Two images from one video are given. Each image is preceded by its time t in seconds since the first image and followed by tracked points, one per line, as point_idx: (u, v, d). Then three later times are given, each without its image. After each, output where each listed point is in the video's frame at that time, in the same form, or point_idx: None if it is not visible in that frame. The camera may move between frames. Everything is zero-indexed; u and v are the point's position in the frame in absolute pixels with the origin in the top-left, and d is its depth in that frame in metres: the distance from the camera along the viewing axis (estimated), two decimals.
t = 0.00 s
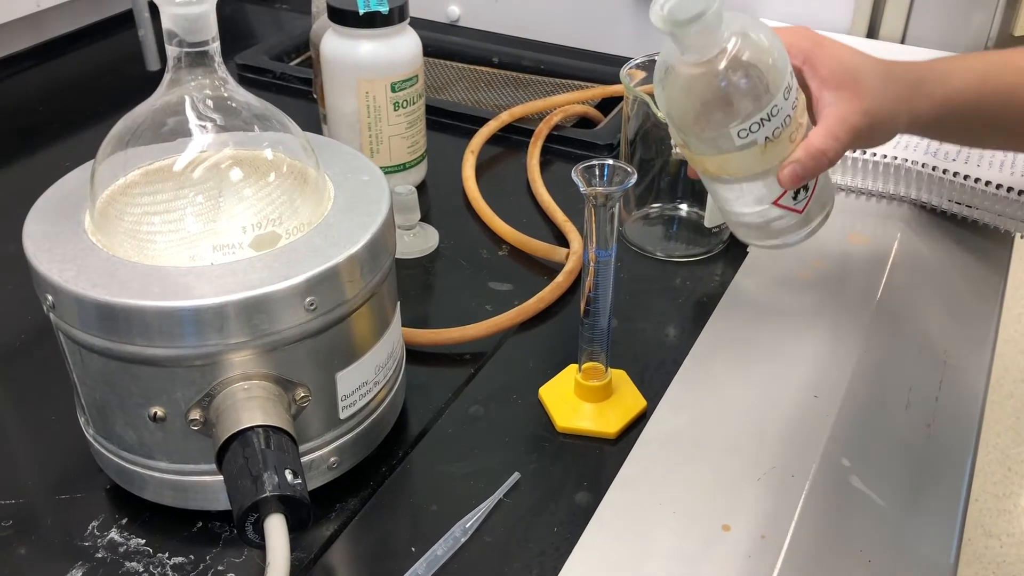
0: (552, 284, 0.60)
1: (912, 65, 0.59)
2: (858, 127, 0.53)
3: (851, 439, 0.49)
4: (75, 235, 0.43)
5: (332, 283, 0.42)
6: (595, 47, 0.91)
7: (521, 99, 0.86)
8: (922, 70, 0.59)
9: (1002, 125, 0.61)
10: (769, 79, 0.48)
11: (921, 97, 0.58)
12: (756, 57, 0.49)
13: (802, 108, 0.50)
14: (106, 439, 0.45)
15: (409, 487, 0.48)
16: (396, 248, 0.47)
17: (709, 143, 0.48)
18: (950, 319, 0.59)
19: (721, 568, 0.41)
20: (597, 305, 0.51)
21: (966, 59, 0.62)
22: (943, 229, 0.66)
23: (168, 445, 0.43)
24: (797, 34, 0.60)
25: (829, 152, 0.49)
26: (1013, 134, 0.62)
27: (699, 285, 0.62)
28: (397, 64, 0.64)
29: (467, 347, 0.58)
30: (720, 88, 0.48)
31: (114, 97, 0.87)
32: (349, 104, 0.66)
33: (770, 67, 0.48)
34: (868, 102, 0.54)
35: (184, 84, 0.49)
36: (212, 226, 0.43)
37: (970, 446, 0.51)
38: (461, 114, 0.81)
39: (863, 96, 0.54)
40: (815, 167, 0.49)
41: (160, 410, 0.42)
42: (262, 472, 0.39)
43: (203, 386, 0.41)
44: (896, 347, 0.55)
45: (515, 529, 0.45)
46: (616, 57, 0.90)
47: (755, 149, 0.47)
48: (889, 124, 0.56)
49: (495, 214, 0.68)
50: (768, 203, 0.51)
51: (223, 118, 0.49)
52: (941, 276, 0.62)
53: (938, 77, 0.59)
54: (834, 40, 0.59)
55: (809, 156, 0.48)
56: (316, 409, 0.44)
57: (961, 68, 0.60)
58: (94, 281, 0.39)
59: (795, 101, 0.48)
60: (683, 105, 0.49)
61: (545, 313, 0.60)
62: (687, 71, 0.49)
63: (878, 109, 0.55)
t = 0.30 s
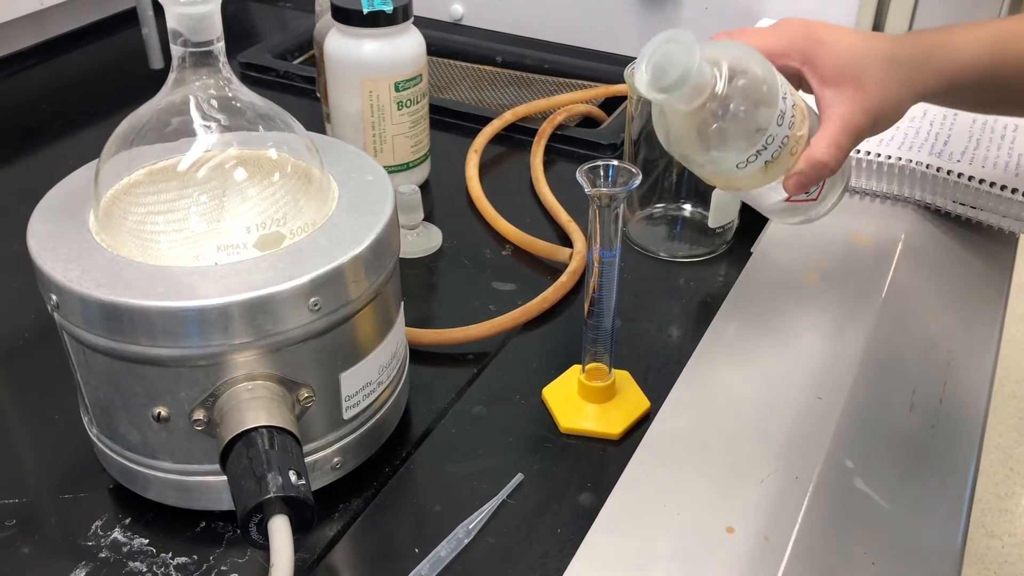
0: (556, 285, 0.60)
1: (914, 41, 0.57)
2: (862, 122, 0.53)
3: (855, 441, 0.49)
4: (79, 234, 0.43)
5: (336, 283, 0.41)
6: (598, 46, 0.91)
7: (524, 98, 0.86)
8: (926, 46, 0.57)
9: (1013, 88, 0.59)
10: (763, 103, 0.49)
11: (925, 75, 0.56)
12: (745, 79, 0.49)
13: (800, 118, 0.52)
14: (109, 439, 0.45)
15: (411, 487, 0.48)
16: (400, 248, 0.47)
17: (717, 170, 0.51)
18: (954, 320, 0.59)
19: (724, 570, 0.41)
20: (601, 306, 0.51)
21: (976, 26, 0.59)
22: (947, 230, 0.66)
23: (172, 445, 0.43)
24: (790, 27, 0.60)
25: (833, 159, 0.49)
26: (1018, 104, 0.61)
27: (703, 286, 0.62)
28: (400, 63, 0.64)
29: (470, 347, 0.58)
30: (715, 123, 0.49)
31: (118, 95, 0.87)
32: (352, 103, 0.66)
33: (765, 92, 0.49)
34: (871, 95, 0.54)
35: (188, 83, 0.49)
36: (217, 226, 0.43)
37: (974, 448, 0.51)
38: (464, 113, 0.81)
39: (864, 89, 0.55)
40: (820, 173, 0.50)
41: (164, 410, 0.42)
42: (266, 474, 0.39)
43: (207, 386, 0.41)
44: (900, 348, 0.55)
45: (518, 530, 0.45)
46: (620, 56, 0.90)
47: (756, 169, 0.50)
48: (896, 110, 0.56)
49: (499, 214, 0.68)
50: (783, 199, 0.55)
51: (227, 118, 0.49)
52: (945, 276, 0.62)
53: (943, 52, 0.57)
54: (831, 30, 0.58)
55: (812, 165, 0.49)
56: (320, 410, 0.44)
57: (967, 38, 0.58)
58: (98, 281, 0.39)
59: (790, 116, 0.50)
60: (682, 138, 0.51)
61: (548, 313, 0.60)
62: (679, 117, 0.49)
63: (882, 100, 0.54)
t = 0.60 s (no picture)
0: (563, 283, 0.60)
1: (912, 28, 0.58)
2: (860, 119, 0.53)
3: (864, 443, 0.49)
4: (86, 231, 0.42)
5: (345, 281, 0.41)
6: (605, 43, 0.91)
7: (530, 95, 0.86)
8: (925, 33, 0.58)
9: (1006, 71, 0.61)
10: (760, 113, 0.48)
11: (928, 61, 0.58)
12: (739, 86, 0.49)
13: (798, 119, 0.51)
14: (115, 436, 0.45)
15: (418, 487, 0.48)
16: (408, 246, 0.47)
17: (718, 180, 0.51)
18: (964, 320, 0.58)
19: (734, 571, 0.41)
20: (610, 305, 0.50)
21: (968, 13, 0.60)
22: (956, 230, 0.66)
23: (179, 443, 0.43)
24: (781, 27, 0.59)
25: (831, 163, 0.49)
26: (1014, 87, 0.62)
27: (711, 284, 0.62)
28: (408, 60, 0.64)
29: (477, 346, 0.57)
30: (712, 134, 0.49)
31: (122, 91, 0.87)
32: (359, 100, 0.65)
33: (761, 101, 0.49)
34: (867, 92, 0.54)
35: (196, 79, 0.49)
36: (224, 224, 0.43)
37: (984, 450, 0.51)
38: (471, 110, 0.80)
39: (859, 86, 0.55)
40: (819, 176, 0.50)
41: (171, 408, 0.42)
42: (274, 473, 0.39)
43: (215, 385, 0.41)
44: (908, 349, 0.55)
45: (526, 529, 0.45)
46: (626, 53, 0.90)
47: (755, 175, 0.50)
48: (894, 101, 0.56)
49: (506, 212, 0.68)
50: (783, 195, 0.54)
51: (235, 114, 0.49)
52: (953, 276, 0.62)
53: (945, 38, 0.59)
54: (823, 27, 0.58)
55: (810, 168, 0.49)
56: (326, 408, 0.44)
57: (965, 23, 0.60)
58: (105, 278, 0.39)
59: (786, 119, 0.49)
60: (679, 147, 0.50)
61: (555, 311, 0.60)
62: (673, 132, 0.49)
63: (877, 95, 0.55)
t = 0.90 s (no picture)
0: (568, 280, 0.60)
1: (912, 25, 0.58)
2: (857, 125, 0.53)
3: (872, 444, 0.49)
4: (92, 226, 0.42)
5: (350, 279, 0.41)
6: (611, 40, 0.90)
7: (535, 91, 0.85)
8: (925, 27, 0.58)
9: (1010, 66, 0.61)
10: (751, 132, 0.50)
11: (928, 58, 0.57)
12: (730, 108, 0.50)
13: (793, 131, 0.52)
14: (119, 432, 0.45)
15: (423, 484, 0.47)
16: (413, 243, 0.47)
17: (718, 198, 0.52)
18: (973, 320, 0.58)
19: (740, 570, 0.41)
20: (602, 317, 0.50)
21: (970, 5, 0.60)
22: (964, 230, 0.66)
23: (183, 439, 0.43)
24: (773, 34, 0.59)
25: (827, 173, 0.50)
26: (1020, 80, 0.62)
27: (717, 283, 0.62)
28: (414, 56, 0.64)
29: (481, 344, 0.57)
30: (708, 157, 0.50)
31: (127, 86, 0.86)
32: (364, 96, 0.65)
33: (753, 120, 0.50)
34: (863, 96, 0.54)
35: (203, 74, 0.49)
36: (229, 220, 0.42)
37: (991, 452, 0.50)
38: (476, 106, 0.80)
39: (855, 91, 0.54)
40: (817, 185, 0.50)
41: (176, 404, 0.41)
42: (278, 471, 0.38)
43: (219, 381, 0.41)
44: (916, 350, 0.55)
45: (530, 528, 0.45)
46: (633, 50, 0.89)
47: (752, 189, 0.52)
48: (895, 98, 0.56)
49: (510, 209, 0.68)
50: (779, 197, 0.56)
51: (242, 110, 0.49)
52: (961, 277, 0.61)
53: (945, 35, 0.58)
54: (815, 34, 0.57)
55: (805, 179, 0.50)
56: (331, 406, 0.44)
57: (967, 18, 0.59)
58: (111, 273, 0.39)
59: (779, 135, 0.51)
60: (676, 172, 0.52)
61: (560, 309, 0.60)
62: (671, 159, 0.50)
63: (874, 96, 0.54)
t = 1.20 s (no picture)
0: (572, 278, 0.60)
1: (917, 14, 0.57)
2: (861, 118, 0.52)
3: (877, 444, 0.49)
4: (95, 221, 0.42)
5: (353, 275, 0.41)
6: (616, 36, 0.90)
7: (540, 88, 0.85)
8: (929, 16, 0.57)
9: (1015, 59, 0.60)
10: (752, 132, 0.50)
11: (932, 50, 0.57)
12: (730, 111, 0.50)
13: (796, 128, 0.51)
14: (121, 427, 0.45)
15: (426, 482, 0.47)
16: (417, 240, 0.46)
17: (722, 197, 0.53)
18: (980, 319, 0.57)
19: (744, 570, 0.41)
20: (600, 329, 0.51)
21: None
22: (971, 229, 0.65)
23: (186, 435, 0.43)
24: (772, 27, 0.58)
25: (831, 169, 0.50)
26: None
27: (722, 281, 0.61)
28: (418, 51, 0.64)
29: (485, 341, 0.57)
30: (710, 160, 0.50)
31: (131, 80, 0.86)
32: (368, 91, 0.65)
33: (755, 120, 0.50)
34: (867, 90, 0.53)
35: (207, 68, 0.48)
36: (233, 216, 0.42)
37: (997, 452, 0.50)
38: (480, 103, 0.80)
39: (860, 83, 0.53)
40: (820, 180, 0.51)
41: (178, 400, 0.41)
42: (280, 468, 0.38)
43: (221, 377, 0.41)
44: (921, 349, 0.54)
45: (533, 526, 0.45)
46: (639, 47, 0.89)
47: (756, 188, 0.52)
48: (899, 89, 0.55)
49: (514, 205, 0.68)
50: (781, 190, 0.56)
51: (247, 105, 0.49)
52: (967, 276, 0.61)
53: (949, 23, 0.58)
54: (817, 24, 0.56)
55: (808, 174, 0.50)
56: (334, 403, 0.44)
57: (971, 11, 0.59)
58: (114, 268, 0.39)
59: (782, 134, 0.50)
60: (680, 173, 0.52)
61: (564, 306, 0.60)
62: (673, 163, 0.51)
63: (878, 89, 0.54)
